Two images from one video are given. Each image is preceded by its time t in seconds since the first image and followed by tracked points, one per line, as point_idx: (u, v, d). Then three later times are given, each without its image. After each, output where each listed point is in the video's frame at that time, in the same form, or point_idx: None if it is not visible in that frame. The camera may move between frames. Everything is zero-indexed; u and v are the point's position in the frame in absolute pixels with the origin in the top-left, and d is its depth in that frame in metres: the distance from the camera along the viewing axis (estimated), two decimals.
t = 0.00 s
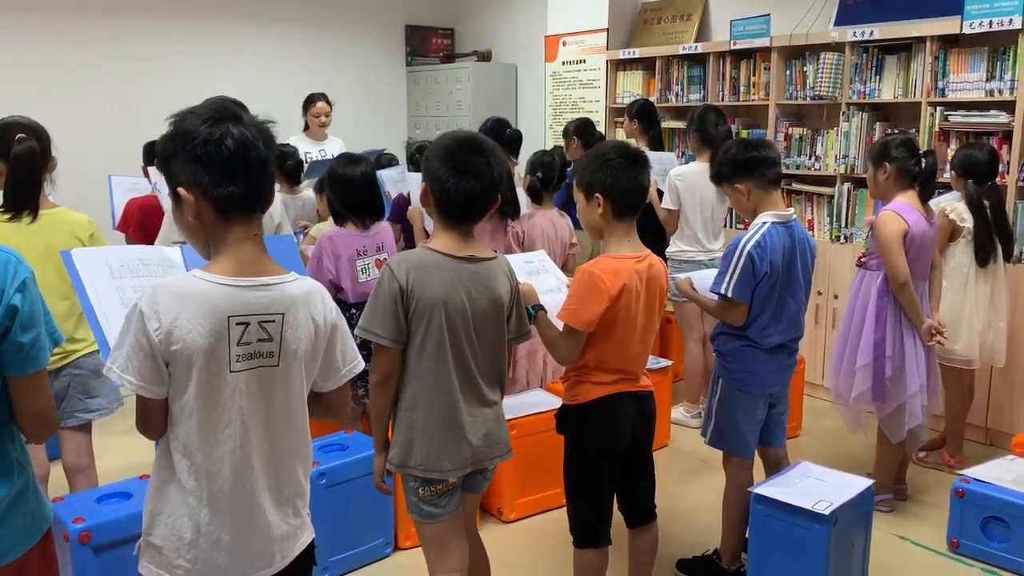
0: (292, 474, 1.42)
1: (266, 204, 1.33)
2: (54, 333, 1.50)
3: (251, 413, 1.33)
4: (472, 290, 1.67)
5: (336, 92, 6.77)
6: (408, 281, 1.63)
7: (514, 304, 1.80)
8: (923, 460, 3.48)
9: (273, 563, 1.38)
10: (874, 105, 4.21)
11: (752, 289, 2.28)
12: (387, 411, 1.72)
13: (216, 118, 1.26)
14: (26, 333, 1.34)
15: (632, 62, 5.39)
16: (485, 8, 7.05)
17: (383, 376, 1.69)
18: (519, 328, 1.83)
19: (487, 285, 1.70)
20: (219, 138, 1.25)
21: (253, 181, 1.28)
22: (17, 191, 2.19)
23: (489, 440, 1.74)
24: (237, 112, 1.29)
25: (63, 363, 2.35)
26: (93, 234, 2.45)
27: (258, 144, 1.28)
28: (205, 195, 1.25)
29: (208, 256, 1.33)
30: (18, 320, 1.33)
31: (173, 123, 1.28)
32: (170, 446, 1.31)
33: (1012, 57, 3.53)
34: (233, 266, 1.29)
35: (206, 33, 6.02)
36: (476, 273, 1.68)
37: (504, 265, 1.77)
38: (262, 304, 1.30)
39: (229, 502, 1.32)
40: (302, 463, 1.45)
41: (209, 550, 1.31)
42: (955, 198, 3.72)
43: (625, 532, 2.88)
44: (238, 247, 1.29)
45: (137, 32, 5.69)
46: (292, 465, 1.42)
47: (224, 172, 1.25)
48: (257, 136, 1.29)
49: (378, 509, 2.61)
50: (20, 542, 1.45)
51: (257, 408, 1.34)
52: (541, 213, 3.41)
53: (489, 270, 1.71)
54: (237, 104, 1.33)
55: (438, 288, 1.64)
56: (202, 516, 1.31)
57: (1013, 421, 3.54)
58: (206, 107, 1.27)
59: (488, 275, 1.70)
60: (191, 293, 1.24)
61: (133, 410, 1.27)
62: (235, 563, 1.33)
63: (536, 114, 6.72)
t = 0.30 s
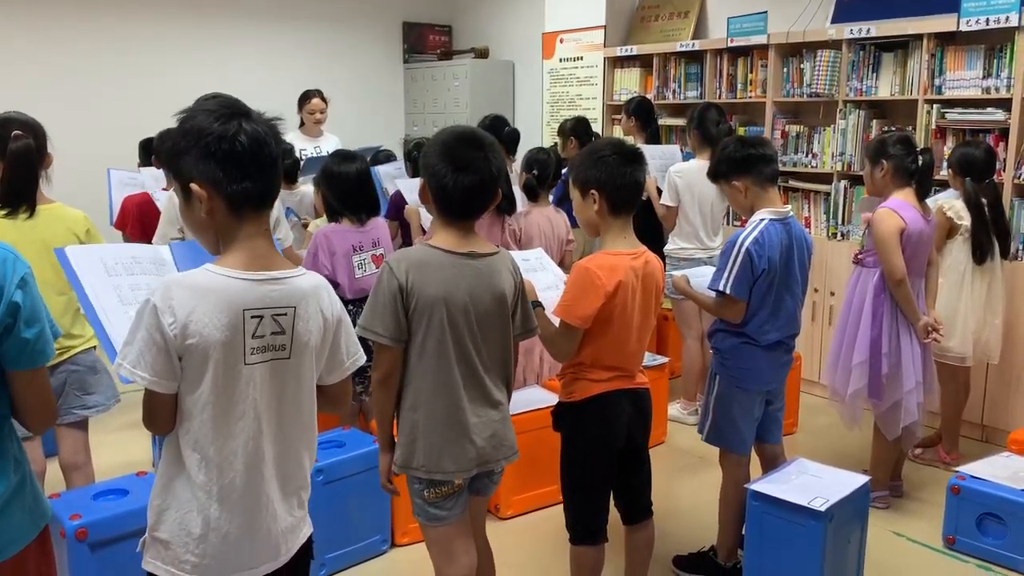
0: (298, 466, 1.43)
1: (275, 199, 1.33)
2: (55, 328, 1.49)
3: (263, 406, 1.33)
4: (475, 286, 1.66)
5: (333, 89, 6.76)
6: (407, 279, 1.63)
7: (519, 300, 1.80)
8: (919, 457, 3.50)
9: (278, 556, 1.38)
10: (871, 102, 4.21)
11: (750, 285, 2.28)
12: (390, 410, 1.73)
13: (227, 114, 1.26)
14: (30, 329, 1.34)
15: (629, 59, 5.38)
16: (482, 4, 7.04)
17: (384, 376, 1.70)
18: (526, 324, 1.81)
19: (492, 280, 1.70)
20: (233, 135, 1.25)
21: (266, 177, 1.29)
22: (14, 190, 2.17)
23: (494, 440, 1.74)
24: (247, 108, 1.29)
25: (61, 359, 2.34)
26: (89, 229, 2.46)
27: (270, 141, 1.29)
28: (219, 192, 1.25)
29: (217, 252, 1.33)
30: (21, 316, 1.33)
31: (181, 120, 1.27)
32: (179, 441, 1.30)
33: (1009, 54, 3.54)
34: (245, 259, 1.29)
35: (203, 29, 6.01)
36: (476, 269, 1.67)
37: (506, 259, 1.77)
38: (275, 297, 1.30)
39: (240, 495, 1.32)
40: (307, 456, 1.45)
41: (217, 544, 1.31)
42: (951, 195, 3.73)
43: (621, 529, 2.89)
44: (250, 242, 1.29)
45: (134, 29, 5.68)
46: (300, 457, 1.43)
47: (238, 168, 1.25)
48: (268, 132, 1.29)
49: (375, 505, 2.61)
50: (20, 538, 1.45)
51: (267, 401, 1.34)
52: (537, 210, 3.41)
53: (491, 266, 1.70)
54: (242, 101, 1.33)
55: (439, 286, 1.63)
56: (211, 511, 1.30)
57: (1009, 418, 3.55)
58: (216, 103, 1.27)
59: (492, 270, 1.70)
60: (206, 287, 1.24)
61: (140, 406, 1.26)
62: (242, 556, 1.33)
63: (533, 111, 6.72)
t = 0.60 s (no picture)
0: (307, 462, 1.43)
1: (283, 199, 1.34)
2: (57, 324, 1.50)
3: (273, 401, 1.33)
4: (482, 288, 1.66)
5: (333, 88, 6.75)
6: (414, 284, 1.62)
7: (526, 299, 1.80)
8: (919, 456, 3.50)
9: (287, 552, 1.39)
10: (872, 101, 4.21)
11: (749, 283, 2.28)
12: (397, 416, 1.73)
13: (241, 114, 1.26)
14: (30, 325, 1.34)
15: (629, 58, 5.38)
16: (482, 3, 7.04)
17: (392, 383, 1.70)
18: (533, 323, 1.83)
19: (500, 280, 1.70)
20: (249, 137, 1.24)
21: (277, 179, 1.29)
22: (14, 189, 2.16)
23: (501, 448, 1.74)
24: (260, 109, 1.29)
25: (62, 357, 2.34)
26: (89, 226, 2.48)
27: (283, 141, 1.29)
28: (230, 193, 1.25)
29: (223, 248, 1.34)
30: (21, 313, 1.33)
31: (192, 118, 1.26)
32: (188, 438, 1.30)
33: (1009, 53, 3.54)
34: (251, 255, 1.29)
35: (202, 28, 6.01)
36: (484, 268, 1.68)
37: (513, 257, 1.77)
38: (283, 291, 1.30)
39: (249, 491, 1.32)
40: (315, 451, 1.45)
41: (225, 541, 1.31)
42: (951, 194, 3.73)
43: (621, 528, 2.89)
44: (254, 239, 1.30)
45: (133, 28, 5.68)
46: (309, 453, 1.43)
47: (251, 170, 1.25)
48: (281, 133, 1.29)
49: (375, 504, 2.61)
50: (21, 536, 1.45)
51: (278, 395, 1.34)
52: (538, 209, 3.41)
53: (500, 264, 1.71)
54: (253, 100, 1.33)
55: (446, 290, 1.63)
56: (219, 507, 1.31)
57: (1009, 417, 3.55)
58: (229, 102, 1.26)
59: (499, 269, 1.70)
60: (215, 282, 1.24)
61: (147, 403, 1.26)
62: (250, 552, 1.34)
63: (533, 110, 6.71)
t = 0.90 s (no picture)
0: (295, 465, 1.43)
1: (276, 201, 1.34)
2: (61, 325, 1.49)
3: (256, 404, 1.34)
4: (486, 294, 1.66)
5: (335, 89, 6.76)
6: (418, 291, 1.62)
7: (531, 305, 1.80)
8: (922, 457, 3.49)
9: (275, 556, 1.38)
10: (874, 102, 4.21)
11: (751, 284, 2.28)
12: (404, 426, 1.72)
13: (236, 116, 1.26)
14: (32, 327, 1.34)
15: (631, 59, 5.38)
16: (484, 4, 7.04)
17: (397, 394, 1.69)
18: (539, 330, 1.83)
19: (503, 283, 1.69)
20: (240, 139, 1.24)
21: (269, 182, 1.29)
22: (15, 189, 2.17)
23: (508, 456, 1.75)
24: (257, 110, 1.29)
25: (64, 359, 2.33)
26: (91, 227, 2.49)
27: (276, 144, 1.29)
28: (220, 194, 1.26)
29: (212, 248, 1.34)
30: (24, 315, 1.33)
31: (188, 116, 1.27)
32: (174, 440, 1.30)
33: (1012, 54, 3.53)
34: (238, 258, 1.30)
35: (204, 30, 6.01)
36: (489, 272, 1.68)
37: (517, 261, 1.77)
38: (268, 294, 1.31)
39: (234, 494, 1.32)
40: (305, 455, 1.45)
41: (211, 544, 1.31)
42: (954, 195, 3.72)
43: (623, 529, 2.89)
44: (242, 241, 1.30)
45: (135, 29, 5.69)
46: (297, 457, 1.43)
47: (241, 172, 1.25)
48: (276, 136, 1.29)
49: (377, 506, 2.61)
50: (24, 537, 1.45)
51: (262, 397, 1.34)
52: (541, 210, 3.41)
53: (501, 268, 1.71)
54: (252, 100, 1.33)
55: (451, 297, 1.63)
56: (206, 510, 1.31)
57: (1013, 418, 3.55)
58: (224, 103, 1.26)
59: (502, 273, 1.70)
60: (199, 284, 1.25)
61: (132, 402, 1.26)
62: (238, 556, 1.33)
63: (535, 111, 6.72)
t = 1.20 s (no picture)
0: (294, 468, 1.43)
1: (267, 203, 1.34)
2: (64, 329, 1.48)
3: (251, 408, 1.33)
4: (496, 296, 1.67)
5: (338, 91, 6.77)
6: (435, 292, 1.61)
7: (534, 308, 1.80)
8: (925, 459, 3.48)
9: (274, 558, 1.38)
10: (877, 103, 4.21)
11: (754, 286, 2.28)
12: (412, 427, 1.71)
13: (222, 119, 1.26)
14: (35, 330, 1.35)
15: (634, 61, 5.38)
16: (487, 6, 7.05)
17: (410, 398, 1.67)
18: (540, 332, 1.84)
19: (507, 286, 1.69)
20: (226, 143, 1.24)
21: (257, 184, 1.29)
22: (17, 193, 2.18)
23: (511, 458, 1.76)
24: (245, 113, 1.29)
25: (67, 360, 2.34)
26: (96, 229, 2.49)
27: (263, 147, 1.28)
28: (206, 197, 1.26)
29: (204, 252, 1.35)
30: (26, 318, 1.34)
31: (177, 119, 1.27)
32: (172, 445, 1.31)
33: (1015, 55, 3.53)
34: (227, 262, 1.30)
35: (206, 32, 6.03)
36: (500, 275, 1.69)
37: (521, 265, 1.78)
38: (258, 299, 1.31)
39: (231, 498, 1.32)
40: (304, 458, 1.45)
41: (210, 548, 1.31)
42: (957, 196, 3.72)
43: (626, 531, 2.88)
44: (231, 245, 1.30)
45: (138, 31, 5.70)
46: (295, 460, 1.43)
47: (227, 176, 1.25)
48: (263, 139, 1.29)
49: (379, 507, 2.61)
50: (27, 540, 1.45)
51: (256, 402, 1.34)
52: (545, 212, 3.41)
53: (508, 271, 1.71)
54: (244, 102, 1.33)
55: (466, 298, 1.63)
56: (203, 514, 1.31)
57: (1017, 420, 3.54)
58: (213, 106, 1.26)
59: (508, 276, 1.71)
60: (188, 290, 1.25)
61: (130, 409, 1.27)
62: (237, 559, 1.33)
63: (538, 113, 6.72)
